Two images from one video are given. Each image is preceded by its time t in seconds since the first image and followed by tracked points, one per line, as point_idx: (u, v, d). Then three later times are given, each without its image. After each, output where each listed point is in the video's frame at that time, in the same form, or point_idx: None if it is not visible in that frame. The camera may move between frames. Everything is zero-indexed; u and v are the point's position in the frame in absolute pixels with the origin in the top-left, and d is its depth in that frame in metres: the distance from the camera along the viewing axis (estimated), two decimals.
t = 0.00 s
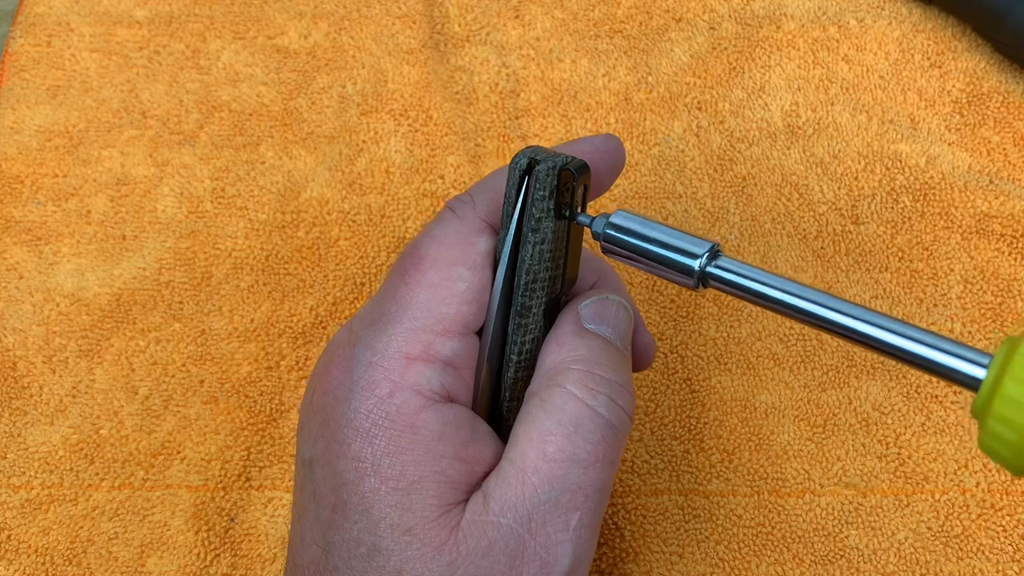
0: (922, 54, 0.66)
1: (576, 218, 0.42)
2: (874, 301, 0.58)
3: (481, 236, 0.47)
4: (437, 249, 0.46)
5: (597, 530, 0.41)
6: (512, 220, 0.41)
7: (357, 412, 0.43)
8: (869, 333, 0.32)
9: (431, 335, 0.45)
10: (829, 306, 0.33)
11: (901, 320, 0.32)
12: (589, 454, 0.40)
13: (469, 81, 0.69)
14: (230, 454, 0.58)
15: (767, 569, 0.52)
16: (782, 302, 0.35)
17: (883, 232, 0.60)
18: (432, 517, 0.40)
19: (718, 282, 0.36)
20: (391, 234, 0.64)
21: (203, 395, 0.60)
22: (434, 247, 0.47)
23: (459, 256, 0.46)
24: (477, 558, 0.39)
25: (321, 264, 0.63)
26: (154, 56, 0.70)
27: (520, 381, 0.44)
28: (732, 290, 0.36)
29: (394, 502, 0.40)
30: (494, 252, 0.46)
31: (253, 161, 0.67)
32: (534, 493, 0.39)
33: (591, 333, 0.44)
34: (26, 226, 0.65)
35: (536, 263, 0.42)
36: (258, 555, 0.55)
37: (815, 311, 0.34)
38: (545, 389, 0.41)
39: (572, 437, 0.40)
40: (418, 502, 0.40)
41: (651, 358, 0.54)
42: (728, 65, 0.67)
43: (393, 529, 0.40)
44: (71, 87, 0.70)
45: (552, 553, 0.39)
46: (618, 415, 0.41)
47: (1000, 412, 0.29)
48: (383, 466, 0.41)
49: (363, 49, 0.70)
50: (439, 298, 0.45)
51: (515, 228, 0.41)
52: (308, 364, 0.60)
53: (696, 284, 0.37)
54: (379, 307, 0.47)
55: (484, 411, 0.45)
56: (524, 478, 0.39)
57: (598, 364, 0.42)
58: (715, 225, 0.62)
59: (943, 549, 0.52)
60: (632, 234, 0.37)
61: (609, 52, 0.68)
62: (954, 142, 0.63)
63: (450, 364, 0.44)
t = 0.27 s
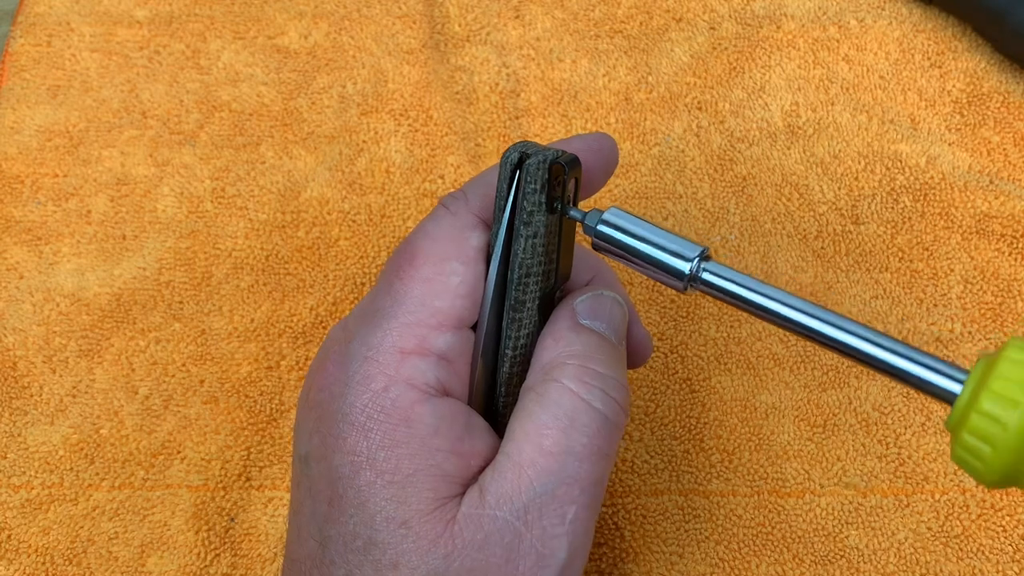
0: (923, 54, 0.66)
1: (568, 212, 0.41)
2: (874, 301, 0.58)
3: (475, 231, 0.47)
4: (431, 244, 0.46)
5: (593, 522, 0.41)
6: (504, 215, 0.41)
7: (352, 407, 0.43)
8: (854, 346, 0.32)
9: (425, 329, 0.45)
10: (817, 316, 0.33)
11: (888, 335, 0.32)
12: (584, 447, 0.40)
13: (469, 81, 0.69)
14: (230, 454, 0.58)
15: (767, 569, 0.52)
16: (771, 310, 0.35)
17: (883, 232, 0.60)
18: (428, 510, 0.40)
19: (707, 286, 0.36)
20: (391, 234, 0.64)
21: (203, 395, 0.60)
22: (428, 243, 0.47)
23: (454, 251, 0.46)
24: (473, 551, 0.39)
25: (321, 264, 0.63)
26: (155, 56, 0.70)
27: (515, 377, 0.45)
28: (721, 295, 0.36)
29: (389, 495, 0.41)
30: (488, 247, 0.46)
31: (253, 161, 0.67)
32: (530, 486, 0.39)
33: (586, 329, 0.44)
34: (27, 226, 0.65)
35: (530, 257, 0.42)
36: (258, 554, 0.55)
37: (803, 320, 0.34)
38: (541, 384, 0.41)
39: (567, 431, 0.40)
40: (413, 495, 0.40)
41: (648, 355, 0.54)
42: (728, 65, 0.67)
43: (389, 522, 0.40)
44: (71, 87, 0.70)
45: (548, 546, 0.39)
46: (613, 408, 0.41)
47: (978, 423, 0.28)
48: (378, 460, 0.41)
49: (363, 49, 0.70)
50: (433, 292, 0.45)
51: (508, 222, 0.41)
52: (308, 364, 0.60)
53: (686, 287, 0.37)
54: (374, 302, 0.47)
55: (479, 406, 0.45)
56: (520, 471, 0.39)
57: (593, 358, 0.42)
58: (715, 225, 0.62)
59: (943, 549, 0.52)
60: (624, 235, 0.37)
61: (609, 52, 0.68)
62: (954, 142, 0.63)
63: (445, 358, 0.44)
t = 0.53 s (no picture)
0: (923, 55, 0.66)
1: (576, 215, 0.42)
2: (874, 301, 0.58)
3: (482, 233, 0.47)
4: (437, 246, 0.46)
5: (597, 525, 0.41)
6: (512, 217, 0.41)
7: (358, 408, 0.43)
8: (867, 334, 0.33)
9: (432, 332, 0.45)
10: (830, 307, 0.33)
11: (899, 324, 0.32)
12: (589, 450, 0.40)
13: (469, 81, 0.69)
14: (229, 454, 0.58)
15: (767, 569, 0.52)
16: (781, 302, 0.35)
17: (883, 232, 0.60)
18: (434, 512, 0.40)
19: (718, 280, 0.36)
20: (391, 234, 0.64)
21: (203, 395, 0.60)
22: (434, 244, 0.47)
23: (460, 253, 0.46)
24: (478, 554, 0.39)
25: (321, 264, 0.63)
26: (155, 56, 0.70)
27: (520, 378, 0.44)
28: (732, 288, 0.36)
29: (395, 497, 0.41)
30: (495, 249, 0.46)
31: (253, 161, 0.67)
32: (535, 489, 0.39)
33: (591, 332, 0.44)
34: (26, 226, 0.65)
35: (536, 260, 0.42)
36: (258, 554, 0.55)
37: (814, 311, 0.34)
38: (546, 386, 0.41)
39: (572, 433, 0.40)
40: (419, 498, 0.40)
41: (651, 357, 0.54)
42: (728, 65, 0.67)
43: (395, 524, 0.40)
44: (71, 87, 0.70)
45: (552, 549, 0.39)
46: (618, 411, 0.41)
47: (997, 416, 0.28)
48: (384, 462, 0.41)
49: (363, 49, 0.70)
50: (440, 295, 0.45)
51: (515, 225, 0.41)
52: (309, 364, 0.60)
53: (695, 283, 0.37)
54: (379, 304, 0.47)
55: (485, 408, 0.45)
56: (525, 473, 0.39)
57: (598, 361, 0.42)
58: (715, 225, 0.62)
59: (943, 549, 0.52)
60: (633, 232, 0.37)
61: (609, 52, 0.68)
62: (954, 142, 0.63)
63: (451, 361, 0.44)
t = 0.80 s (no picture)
0: (923, 54, 0.66)
1: (571, 211, 0.42)
2: (874, 301, 0.58)
3: (477, 230, 0.47)
4: (432, 244, 0.46)
5: (594, 522, 0.41)
6: (507, 215, 0.41)
7: (353, 406, 0.43)
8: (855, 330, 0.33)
9: (426, 329, 0.45)
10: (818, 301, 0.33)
11: (889, 319, 0.32)
12: (585, 446, 0.40)
13: (469, 81, 0.69)
14: (229, 454, 0.58)
15: (767, 569, 0.52)
16: (771, 297, 0.35)
17: (883, 232, 0.60)
18: (428, 509, 0.40)
19: (710, 276, 0.36)
20: (391, 234, 0.64)
21: (203, 395, 0.60)
22: (429, 242, 0.47)
23: (455, 251, 0.46)
24: (473, 550, 0.39)
25: (321, 264, 0.63)
26: (154, 56, 0.70)
27: (515, 377, 0.45)
28: (724, 284, 0.36)
29: (389, 494, 0.41)
30: (490, 247, 0.46)
31: (253, 161, 0.67)
32: (530, 485, 0.39)
33: (587, 329, 0.44)
34: (27, 226, 0.65)
35: (531, 258, 0.42)
36: (258, 554, 0.55)
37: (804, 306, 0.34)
38: (542, 383, 0.41)
39: (568, 430, 0.40)
40: (413, 494, 0.40)
41: (648, 355, 0.54)
42: (728, 65, 0.67)
43: (389, 521, 0.40)
44: (71, 87, 0.70)
45: (548, 545, 0.39)
46: (614, 408, 0.41)
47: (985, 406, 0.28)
48: (379, 459, 0.41)
49: (363, 49, 0.70)
50: (435, 292, 0.45)
51: (510, 223, 0.41)
52: (308, 364, 0.60)
53: (688, 279, 0.37)
54: (375, 301, 0.47)
55: (480, 406, 0.45)
56: (520, 470, 0.39)
57: (594, 358, 0.42)
58: (715, 225, 0.62)
59: (943, 549, 0.52)
60: (626, 229, 0.37)
61: (609, 52, 0.68)
62: (954, 142, 0.63)
63: (445, 358, 0.45)
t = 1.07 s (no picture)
0: (923, 55, 0.66)
1: (573, 213, 0.42)
2: (874, 301, 0.58)
3: (479, 231, 0.46)
4: (434, 244, 0.46)
5: (593, 522, 0.41)
6: (509, 215, 0.41)
7: (353, 404, 0.43)
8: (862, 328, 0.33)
9: (427, 328, 0.45)
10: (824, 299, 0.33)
11: (894, 316, 0.32)
12: (585, 446, 0.40)
13: (469, 81, 0.69)
14: (230, 454, 0.58)
15: (767, 569, 0.52)
16: (776, 294, 0.35)
17: (883, 232, 0.60)
18: (427, 508, 0.40)
19: (715, 275, 0.36)
20: (391, 234, 0.64)
21: (203, 395, 0.60)
22: (431, 242, 0.47)
23: (456, 251, 0.46)
24: (472, 549, 0.39)
25: (321, 264, 0.63)
26: (155, 56, 0.70)
27: (516, 377, 0.44)
28: (729, 282, 0.36)
29: (389, 492, 0.41)
30: (491, 248, 0.46)
31: (253, 161, 0.67)
32: (530, 485, 0.39)
33: (589, 330, 0.43)
34: (27, 226, 0.65)
35: (533, 259, 0.42)
36: (258, 555, 0.56)
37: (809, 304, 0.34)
38: (543, 383, 0.41)
39: (568, 430, 0.40)
40: (413, 493, 0.40)
41: (649, 357, 0.54)
42: (729, 65, 0.67)
43: (388, 519, 0.40)
44: (71, 87, 0.70)
45: (547, 545, 0.39)
46: (615, 408, 0.41)
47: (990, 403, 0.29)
48: (378, 457, 0.41)
49: (363, 49, 0.70)
50: (436, 292, 0.45)
51: (512, 223, 0.41)
52: (309, 363, 0.60)
53: (694, 277, 0.37)
54: (376, 301, 0.47)
55: (480, 406, 0.45)
56: (520, 470, 0.39)
57: (596, 359, 0.42)
58: (715, 225, 0.62)
59: (943, 549, 0.52)
60: (631, 229, 0.37)
61: (609, 52, 0.68)
62: (954, 142, 0.63)
63: (445, 358, 0.45)
